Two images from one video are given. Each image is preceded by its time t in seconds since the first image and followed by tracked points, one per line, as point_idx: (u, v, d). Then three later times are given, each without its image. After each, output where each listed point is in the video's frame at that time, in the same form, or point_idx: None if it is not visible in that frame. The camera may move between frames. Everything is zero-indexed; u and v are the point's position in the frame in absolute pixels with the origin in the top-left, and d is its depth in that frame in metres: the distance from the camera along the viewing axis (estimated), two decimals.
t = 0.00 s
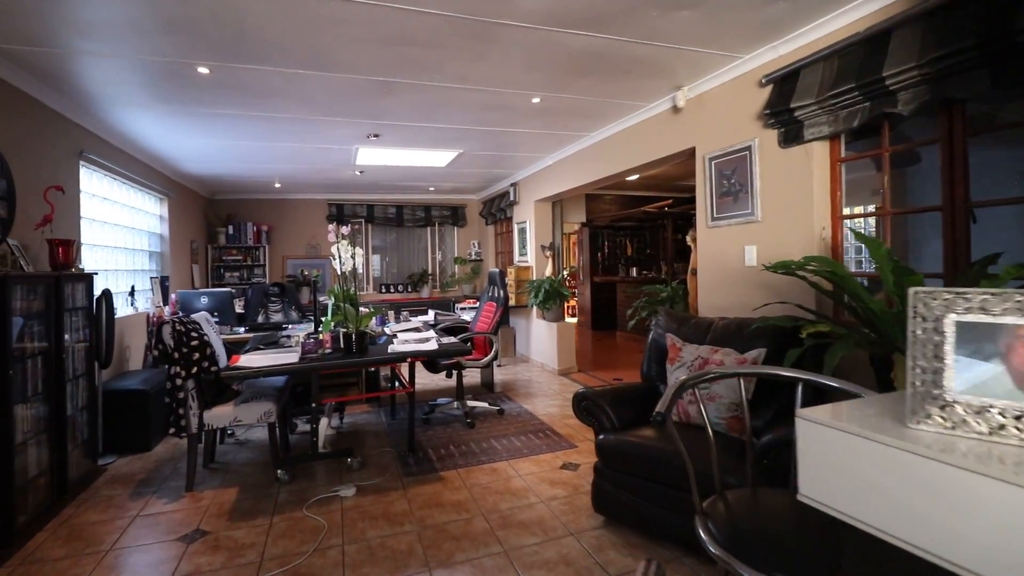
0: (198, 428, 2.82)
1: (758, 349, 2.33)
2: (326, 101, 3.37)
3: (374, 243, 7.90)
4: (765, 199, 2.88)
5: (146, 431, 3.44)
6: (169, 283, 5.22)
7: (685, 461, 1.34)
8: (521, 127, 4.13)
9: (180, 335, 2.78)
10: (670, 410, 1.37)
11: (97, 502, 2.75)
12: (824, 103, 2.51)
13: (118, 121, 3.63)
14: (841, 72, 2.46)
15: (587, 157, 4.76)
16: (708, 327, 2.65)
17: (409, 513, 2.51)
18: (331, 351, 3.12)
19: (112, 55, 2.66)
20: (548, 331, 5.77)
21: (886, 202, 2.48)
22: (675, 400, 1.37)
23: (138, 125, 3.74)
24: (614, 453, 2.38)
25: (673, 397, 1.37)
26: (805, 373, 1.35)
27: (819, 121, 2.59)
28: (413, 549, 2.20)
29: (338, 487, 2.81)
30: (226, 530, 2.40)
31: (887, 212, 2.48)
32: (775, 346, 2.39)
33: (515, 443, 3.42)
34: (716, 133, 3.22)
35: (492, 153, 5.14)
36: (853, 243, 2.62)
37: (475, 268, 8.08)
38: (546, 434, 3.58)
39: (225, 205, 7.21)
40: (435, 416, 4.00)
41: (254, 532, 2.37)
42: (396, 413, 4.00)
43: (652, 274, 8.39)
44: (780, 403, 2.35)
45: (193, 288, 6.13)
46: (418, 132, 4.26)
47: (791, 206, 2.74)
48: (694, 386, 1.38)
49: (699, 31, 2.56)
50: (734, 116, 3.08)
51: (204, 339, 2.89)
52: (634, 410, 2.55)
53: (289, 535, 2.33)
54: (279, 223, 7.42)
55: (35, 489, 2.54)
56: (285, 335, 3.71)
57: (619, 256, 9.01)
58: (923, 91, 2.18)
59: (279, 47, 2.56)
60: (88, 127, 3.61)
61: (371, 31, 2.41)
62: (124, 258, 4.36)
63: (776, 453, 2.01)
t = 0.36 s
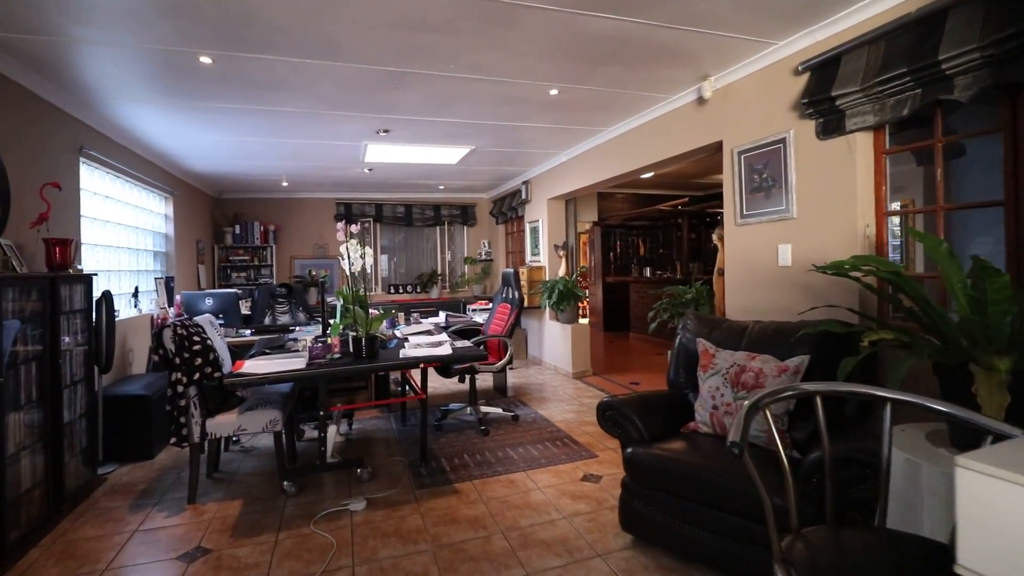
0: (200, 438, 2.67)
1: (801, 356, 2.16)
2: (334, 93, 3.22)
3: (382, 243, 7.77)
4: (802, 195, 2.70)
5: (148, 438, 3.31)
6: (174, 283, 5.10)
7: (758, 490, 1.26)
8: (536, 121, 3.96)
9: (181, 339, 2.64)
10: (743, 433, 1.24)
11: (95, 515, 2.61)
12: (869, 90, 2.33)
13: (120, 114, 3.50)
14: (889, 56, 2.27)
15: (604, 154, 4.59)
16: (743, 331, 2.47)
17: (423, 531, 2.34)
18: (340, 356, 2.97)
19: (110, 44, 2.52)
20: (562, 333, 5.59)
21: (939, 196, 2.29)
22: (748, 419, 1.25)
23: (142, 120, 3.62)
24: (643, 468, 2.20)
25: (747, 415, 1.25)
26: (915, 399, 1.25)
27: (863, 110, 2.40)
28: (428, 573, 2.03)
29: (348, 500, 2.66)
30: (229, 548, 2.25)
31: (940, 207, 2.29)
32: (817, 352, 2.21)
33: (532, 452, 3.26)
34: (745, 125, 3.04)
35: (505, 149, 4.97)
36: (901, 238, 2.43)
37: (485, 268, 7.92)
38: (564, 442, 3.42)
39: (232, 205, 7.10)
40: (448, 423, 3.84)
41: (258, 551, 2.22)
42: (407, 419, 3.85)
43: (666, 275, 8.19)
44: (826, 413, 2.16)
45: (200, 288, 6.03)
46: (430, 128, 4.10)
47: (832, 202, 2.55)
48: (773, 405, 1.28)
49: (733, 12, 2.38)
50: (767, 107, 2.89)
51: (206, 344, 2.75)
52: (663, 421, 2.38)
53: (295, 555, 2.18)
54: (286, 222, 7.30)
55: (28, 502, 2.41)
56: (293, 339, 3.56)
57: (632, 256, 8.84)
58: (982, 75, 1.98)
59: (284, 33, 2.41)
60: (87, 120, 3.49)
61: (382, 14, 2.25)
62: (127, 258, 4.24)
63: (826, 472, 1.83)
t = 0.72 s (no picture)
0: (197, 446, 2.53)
1: (841, 362, 2.00)
2: (338, 83, 3.08)
3: (386, 243, 7.62)
4: (835, 189, 2.54)
5: (144, 444, 3.18)
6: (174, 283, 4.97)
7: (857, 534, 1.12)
8: (548, 114, 3.81)
9: (178, 342, 2.50)
10: (835, 466, 1.09)
11: (86, 527, 2.47)
12: (911, 73, 2.17)
13: (116, 107, 3.36)
14: (934, 37, 2.11)
15: (616, 149, 4.43)
16: (775, 333, 2.31)
17: (432, 547, 2.19)
18: (344, 359, 2.82)
19: (101, 28, 2.37)
20: (572, 334, 5.43)
21: (990, 188, 2.12)
22: (837, 451, 1.12)
23: (139, 112, 3.48)
24: (670, 481, 2.04)
25: (834, 448, 1.13)
26: None
27: (905, 95, 2.24)
28: None
29: (353, 512, 2.51)
30: (225, 566, 2.11)
31: (990, 200, 2.12)
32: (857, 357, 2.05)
33: (545, 460, 3.10)
34: (771, 115, 2.88)
35: (514, 144, 4.81)
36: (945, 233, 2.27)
37: (492, 268, 7.77)
38: (579, 449, 3.26)
39: (233, 203, 6.97)
40: (456, 428, 3.69)
41: (256, 569, 2.07)
42: (413, 424, 3.70)
43: (676, 274, 8.02)
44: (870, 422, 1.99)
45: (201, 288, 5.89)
46: (437, 121, 3.95)
47: (870, 195, 2.38)
48: (858, 427, 1.21)
49: None
50: (796, 95, 2.73)
51: (204, 347, 2.61)
52: (689, 430, 2.21)
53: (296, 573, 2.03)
54: (289, 221, 7.16)
55: (13, 514, 2.27)
56: (296, 341, 3.42)
57: (640, 255, 8.67)
58: None
59: (284, 15, 2.26)
60: (80, 112, 3.35)
61: None
62: (125, 257, 4.11)
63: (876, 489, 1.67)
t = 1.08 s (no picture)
0: (189, 458, 2.37)
1: (890, 371, 1.83)
2: (338, 72, 2.91)
3: (390, 242, 7.46)
4: (874, 182, 2.36)
5: (135, 453, 3.02)
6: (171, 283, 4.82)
7: None
8: (559, 106, 3.63)
9: (168, 347, 2.34)
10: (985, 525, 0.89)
11: (70, 545, 2.32)
12: (963, 55, 1.98)
13: (106, 98, 3.19)
14: (989, 16, 1.92)
15: (628, 144, 4.25)
16: (812, 339, 2.13)
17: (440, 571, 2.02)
18: (345, 365, 2.65)
19: (85, 10, 2.21)
20: (581, 336, 5.26)
21: None
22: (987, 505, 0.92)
23: (132, 104, 3.33)
24: (701, 500, 1.86)
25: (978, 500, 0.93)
26: None
27: (955, 79, 2.05)
28: None
29: (354, 529, 2.34)
30: None
31: None
32: (905, 366, 1.88)
33: (558, 471, 2.93)
34: (801, 104, 2.69)
35: (521, 139, 4.64)
36: (997, 230, 2.08)
37: (497, 268, 7.59)
38: (593, 459, 3.08)
39: (233, 201, 6.83)
40: (463, 436, 3.52)
41: None
42: (418, 431, 3.53)
43: (686, 274, 7.83)
44: (920, 437, 1.81)
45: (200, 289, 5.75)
46: (442, 115, 3.78)
47: (916, 188, 2.20)
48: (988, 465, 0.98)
49: None
50: (828, 83, 2.55)
51: (197, 353, 2.45)
52: (719, 443, 2.04)
53: None
54: (290, 220, 7.01)
55: None
56: (295, 345, 3.25)
57: (649, 255, 8.49)
58: None
59: None
60: (70, 104, 3.19)
61: None
62: (119, 256, 3.96)
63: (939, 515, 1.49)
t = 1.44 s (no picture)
0: (177, 469, 2.21)
1: (941, 379, 1.66)
2: (337, 60, 2.76)
3: (393, 241, 7.31)
4: (914, 173, 2.19)
5: (125, 461, 2.88)
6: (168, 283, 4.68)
7: None
8: (569, 97, 3.47)
9: (156, 352, 2.19)
10: None
11: (50, 562, 2.17)
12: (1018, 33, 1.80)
13: (95, 88, 3.04)
14: None
15: (640, 138, 4.08)
16: (850, 343, 1.96)
17: None
18: (345, 370, 2.49)
19: None
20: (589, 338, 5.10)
21: None
22: None
23: (122, 96, 3.18)
24: (732, 521, 1.69)
25: None
26: None
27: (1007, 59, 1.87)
28: None
29: (352, 546, 2.18)
30: None
31: None
32: (957, 372, 1.71)
33: (569, 481, 2.76)
34: (829, 91, 2.53)
35: (528, 134, 4.47)
36: None
37: (502, 267, 7.44)
38: (605, 468, 2.92)
39: (233, 199, 6.69)
40: (469, 443, 3.36)
41: None
42: (422, 437, 3.37)
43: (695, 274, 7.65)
44: (976, 452, 1.64)
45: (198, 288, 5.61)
46: (447, 107, 3.63)
47: (961, 180, 2.03)
48: None
49: None
50: (860, 68, 2.38)
51: (187, 357, 2.30)
52: (749, 456, 1.87)
53: None
54: (291, 218, 6.87)
55: None
56: (293, 347, 3.11)
57: (657, 254, 8.31)
58: None
59: None
60: (57, 95, 3.04)
61: None
62: (112, 255, 3.82)
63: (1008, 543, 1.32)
